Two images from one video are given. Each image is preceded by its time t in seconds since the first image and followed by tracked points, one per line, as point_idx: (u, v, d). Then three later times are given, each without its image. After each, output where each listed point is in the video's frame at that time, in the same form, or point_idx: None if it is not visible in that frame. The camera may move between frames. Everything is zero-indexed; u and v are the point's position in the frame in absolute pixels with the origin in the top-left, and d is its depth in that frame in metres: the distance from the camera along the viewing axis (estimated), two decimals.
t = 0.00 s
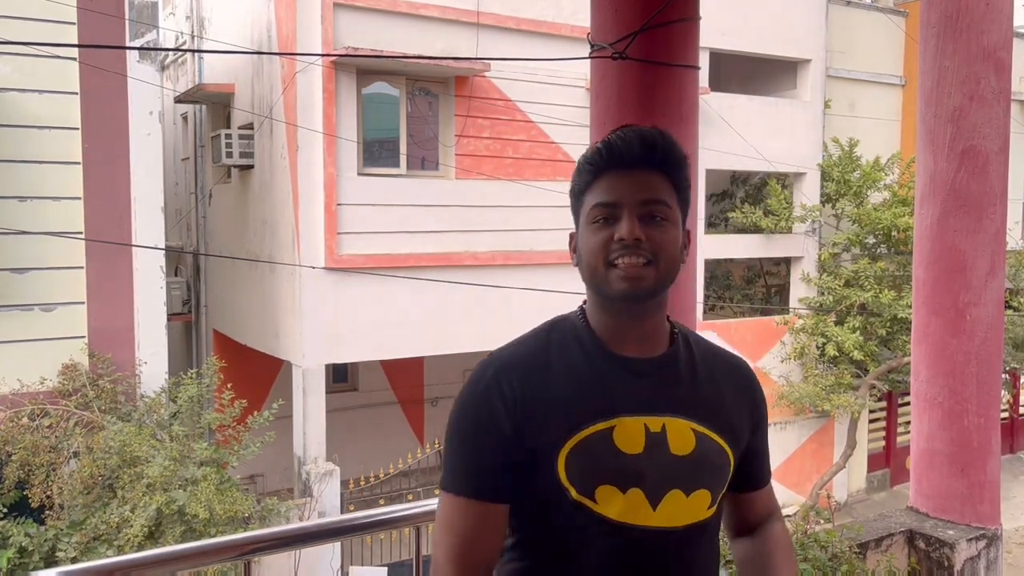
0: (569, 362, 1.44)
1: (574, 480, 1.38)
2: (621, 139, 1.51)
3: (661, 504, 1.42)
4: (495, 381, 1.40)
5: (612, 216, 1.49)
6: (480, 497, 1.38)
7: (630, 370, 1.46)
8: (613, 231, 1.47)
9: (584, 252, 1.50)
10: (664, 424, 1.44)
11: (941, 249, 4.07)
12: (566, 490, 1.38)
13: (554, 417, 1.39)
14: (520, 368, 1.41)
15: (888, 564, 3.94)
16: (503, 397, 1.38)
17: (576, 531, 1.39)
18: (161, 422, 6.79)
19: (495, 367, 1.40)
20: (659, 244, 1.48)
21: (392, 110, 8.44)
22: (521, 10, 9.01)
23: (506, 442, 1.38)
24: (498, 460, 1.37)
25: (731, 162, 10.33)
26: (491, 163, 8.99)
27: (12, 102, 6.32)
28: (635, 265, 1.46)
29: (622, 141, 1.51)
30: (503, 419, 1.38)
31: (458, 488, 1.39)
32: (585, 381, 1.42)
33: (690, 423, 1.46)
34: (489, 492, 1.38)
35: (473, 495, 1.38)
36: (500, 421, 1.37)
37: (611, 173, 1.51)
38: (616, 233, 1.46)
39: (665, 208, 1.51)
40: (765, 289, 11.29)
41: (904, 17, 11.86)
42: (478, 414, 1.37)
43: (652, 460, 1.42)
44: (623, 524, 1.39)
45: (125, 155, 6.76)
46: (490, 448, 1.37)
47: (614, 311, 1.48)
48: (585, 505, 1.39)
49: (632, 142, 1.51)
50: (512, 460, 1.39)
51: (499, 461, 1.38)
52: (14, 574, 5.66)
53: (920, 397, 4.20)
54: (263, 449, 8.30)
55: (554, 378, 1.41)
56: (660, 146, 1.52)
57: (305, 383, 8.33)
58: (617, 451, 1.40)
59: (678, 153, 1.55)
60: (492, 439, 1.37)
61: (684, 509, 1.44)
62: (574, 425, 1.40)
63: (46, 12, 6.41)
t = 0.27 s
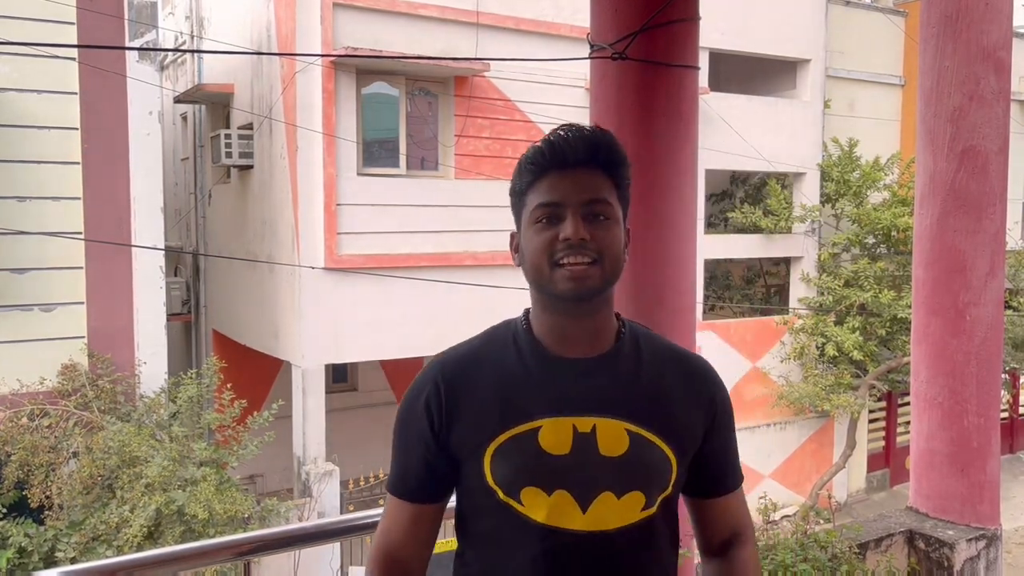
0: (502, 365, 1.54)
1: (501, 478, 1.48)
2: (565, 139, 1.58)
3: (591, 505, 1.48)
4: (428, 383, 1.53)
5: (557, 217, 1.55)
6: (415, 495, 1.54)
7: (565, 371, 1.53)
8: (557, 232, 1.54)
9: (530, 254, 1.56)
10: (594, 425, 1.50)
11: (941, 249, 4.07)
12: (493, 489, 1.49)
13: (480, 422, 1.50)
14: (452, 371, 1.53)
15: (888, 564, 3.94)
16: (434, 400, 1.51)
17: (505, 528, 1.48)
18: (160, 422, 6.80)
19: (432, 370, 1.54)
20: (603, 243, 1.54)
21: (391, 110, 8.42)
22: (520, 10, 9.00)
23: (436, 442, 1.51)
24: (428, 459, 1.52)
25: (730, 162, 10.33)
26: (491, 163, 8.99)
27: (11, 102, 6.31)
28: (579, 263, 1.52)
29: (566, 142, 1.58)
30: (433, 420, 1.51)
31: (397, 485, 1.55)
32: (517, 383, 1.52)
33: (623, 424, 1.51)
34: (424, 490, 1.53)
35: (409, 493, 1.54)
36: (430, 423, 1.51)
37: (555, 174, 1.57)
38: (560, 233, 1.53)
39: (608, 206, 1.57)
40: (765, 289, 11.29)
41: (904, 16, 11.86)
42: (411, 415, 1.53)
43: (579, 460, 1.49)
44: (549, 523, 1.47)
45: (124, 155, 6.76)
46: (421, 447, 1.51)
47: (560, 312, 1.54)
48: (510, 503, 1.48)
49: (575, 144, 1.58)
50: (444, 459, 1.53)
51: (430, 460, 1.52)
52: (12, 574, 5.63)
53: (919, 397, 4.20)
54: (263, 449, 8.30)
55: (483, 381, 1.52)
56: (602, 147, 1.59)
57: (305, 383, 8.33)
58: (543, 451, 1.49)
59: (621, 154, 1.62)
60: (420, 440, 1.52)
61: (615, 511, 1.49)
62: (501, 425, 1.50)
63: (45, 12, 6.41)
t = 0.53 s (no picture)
0: (430, 377, 1.64)
1: (426, 490, 1.60)
2: (502, 142, 1.66)
3: (512, 518, 1.58)
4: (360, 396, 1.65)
5: (494, 220, 1.63)
6: (355, 501, 1.68)
7: (491, 384, 1.62)
8: (494, 235, 1.62)
9: (467, 254, 1.63)
10: (515, 437, 1.59)
11: (940, 249, 4.07)
12: (419, 499, 1.61)
13: (407, 433, 1.61)
14: (383, 385, 1.65)
15: (887, 564, 3.94)
16: (364, 413, 1.64)
17: (432, 536, 1.60)
18: (159, 422, 6.80)
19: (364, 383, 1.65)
20: (536, 247, 1.61)
21: (390, 110, 8.39)
22: (519, 10, 9.00)
23: (368, 453, 1.65)
24: (363, 468, 1.66)
25: (730, 162, 10.34)
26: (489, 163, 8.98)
27: (9, 102, 6.30)
28: (514, 266, 1.59)
29: (505, 144, 1.67)
30: (365, 432, 1.64)
31: (338, 491, 1.70)
32: (442, 397, 1.62)
33: (544, 437, 1.60)
34: (363, 496, 1.68)
35: (349, 499, 1.69)
36: (362, 435, 1.64)
37: (492, 177, 1.66)
38: (497, 235, 1.61)
39: (543, 211, 1.65)
40: (764, 288, 11.26)
41: (903, 16, 11.85)
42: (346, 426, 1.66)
43: (501, 473, 1.59)
44: (471, 533, 1.58)
45: (123, 155, 6.76)
46: (355, 458, 1.66)
47: (493, 316, 1.62)
48: (435, 514, 1.60)
49: (514, 145, 1.66)
50: (378, 467, 1.66)
51: (366, 469, 1.66)
52: None
53: (919, 397, 4.19)
54: (262, 450, 8.31)
55: (411, 396, 1.63)
56: (538, 153, 1.68)
57: (303, 382, 8.34)
58: (465, 464, 1.59)
59: (557, 161, 1.71)
60: (353, 453, 1.66)
61: (535, 520, 1.58)
62: (426, 438, 1.60)
63: (43, 12, 6.40)
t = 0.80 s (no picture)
0: (412, 380, 1.64)
1: (409, 494, 1.58)
2: (486, 141, 1.67)
3: (498, 521, 1.57)
4: (339, 399, 1.63)
5: (476, 221, 1.64)
6: (328, 505, 1.65)
7: (475, 386, 1.62)
8: (477, 236, 1.62)
9: (448, 254, 1.64)
10: (502, 439, 1.60)
11: (939, 249, 4.07)
12: (401, 503, 1.59)
13: (388, 434, 1.60)
14: (363, 387, 1.63)
15: (885, 564, 3.94)
16: (344, 417, 1.62)
17: (415, 540, 1.59)
18: (158, 422, 6.80)
19: (342, 386, 1.63)
20: (520, 248, 1.62)
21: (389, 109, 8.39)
22: (518, 10, 8.99)
23: (346, 456, 1.63)
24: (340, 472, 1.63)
25: (728, 162, 10.35)
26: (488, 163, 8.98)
27: (8, 102, 6.30)
28: (497, 269, 1.61)
29: (489, 142, 1.67)
30: (343, 436, 1.62)
31: (309, 495, 1.66)
32: (425, 399, 1.62)
33: (530, 439, 1.60)
34: (337, 500, 1.65)
35: (322, 503, 1.65)
36: (340, 438, 1.62)
37: (475, 176, 1.67)
38: (481, 237, 1.62)
39: (526, 212, 1.66)
40: (764, 288, 11.25)
41: (901, 16, 11.85)
42: (322, 429, 1.63)
43: (487, 475, 1.59)
44: (456, 538, 1.57)
45: (122, 155, 6.75)
46: (332, 461, 1.63)
47: (475, 316, 1.64)
48: (420, 518, 1.58)
49: (497, 144, 1.67)
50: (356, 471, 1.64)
51: (343, 473, 1.64)
52: None
53: (918, 397, 4.20)
54: (261, 450, 8.31)
55: (393, 399, 1.62)
56: (523, 152, 1.68)
57: (302, 383, 8.39)
58: (450, 467, 1.58)
59: (541, 160, 1.72)
60: (328, 454, 1.63)
61: (520, 524, 1.58)
62: (409, 440, 1.60)
63: (42, 12, 6.40)
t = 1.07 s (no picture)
0: (417, 376, 1.65)
1: (412, 488, 1.59)
2: (498, 140, 1.69)
3: (501, 517, 1.59)
4: (343, 393, 1.63)
5: (487, 221, 1.66)
6: (330, 504, 1.62)
7: (480, 383, 1.64)
8: (488, 236, 1.64)
9: (458, 254, 1.65)
10: (507, 433, 1.61)
11: (937, 249, 4.07)
12: (403, 497, 1.59)
13: (393, 428, 1.61)
14: (368, 382, 1.64)
15: (884, 564, 3.94)
16: (348, 411, 1.62)
17: (417, 536, 1.59)
18: (156, 423, 6.78)
19: (347, 380, 1.63)
20: (530, 248, 1.64)
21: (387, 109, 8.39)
22: (516, 10, 8.98)
23: (349, 453, 1.62)
24: (342, 469, 1.62)
25: (727, 162, 10.35)
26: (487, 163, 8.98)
27: (5, 103, 6.29)
28: (508, 269, 1.62)
29: (501, 144, 1.69)
30: (346, 431, 1.62)
31: (309, 493, 1.64)
32: (430, 395, 1.63)
33: (535, 434, 1.62)
34: (338, 499, 1.63)
35: (322, 502, 1.63)
36: (344, 434, 1.61)
37: (486, 177, 1.68)
38: (491, 237, 1.63)
39: (536, 213, 1.68)
40: (762, 288, 11.25)
41: (900, 16, 11.85)
42: (325, 424, 1.62)
43: (491, 469, 1.60)
44: (459, 532, 1.57)
45: (120, 155, 6.75)
46: (334, 458, 1.61)
47: (484, 316, 1.65)
48: (422, 514, 1.58)
49: (509, 145, 1.69)
50: (359, 468, 1.63)
51: (345, 470, 1.62)
52: None
53: (915, 397, 4.21)
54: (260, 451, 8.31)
55: (398, 394, 1.63)
56: (535, 154, 1.71)
57: (301, 383, 8.39)
58: (455, 461, 1.60)
59: (552, 163, 1.74)
60: (330, 449, 1.62)
61: (524, 519, 1.59)
62: (413, 435, 1.60)
63: (39, 12, 6.38)
